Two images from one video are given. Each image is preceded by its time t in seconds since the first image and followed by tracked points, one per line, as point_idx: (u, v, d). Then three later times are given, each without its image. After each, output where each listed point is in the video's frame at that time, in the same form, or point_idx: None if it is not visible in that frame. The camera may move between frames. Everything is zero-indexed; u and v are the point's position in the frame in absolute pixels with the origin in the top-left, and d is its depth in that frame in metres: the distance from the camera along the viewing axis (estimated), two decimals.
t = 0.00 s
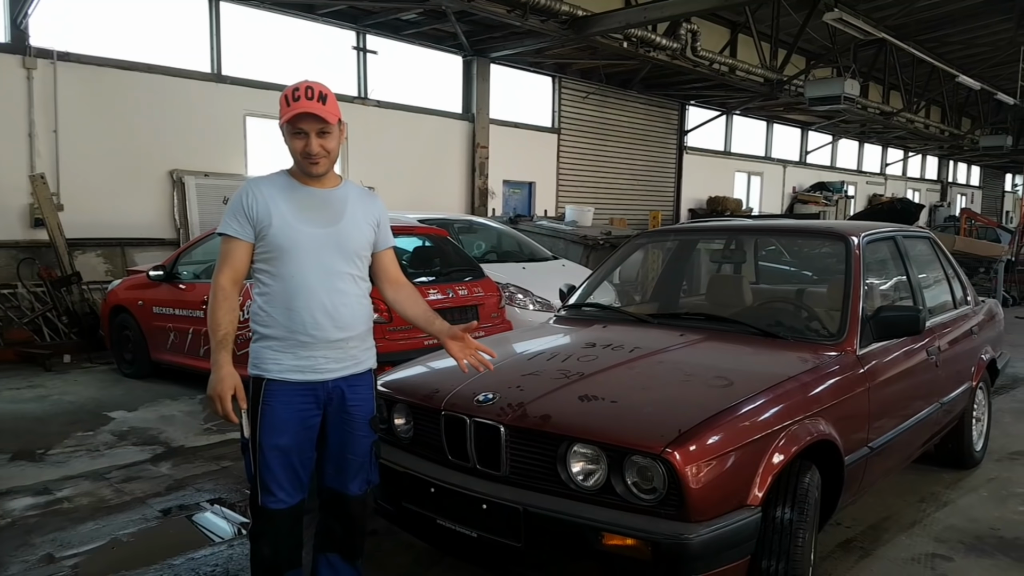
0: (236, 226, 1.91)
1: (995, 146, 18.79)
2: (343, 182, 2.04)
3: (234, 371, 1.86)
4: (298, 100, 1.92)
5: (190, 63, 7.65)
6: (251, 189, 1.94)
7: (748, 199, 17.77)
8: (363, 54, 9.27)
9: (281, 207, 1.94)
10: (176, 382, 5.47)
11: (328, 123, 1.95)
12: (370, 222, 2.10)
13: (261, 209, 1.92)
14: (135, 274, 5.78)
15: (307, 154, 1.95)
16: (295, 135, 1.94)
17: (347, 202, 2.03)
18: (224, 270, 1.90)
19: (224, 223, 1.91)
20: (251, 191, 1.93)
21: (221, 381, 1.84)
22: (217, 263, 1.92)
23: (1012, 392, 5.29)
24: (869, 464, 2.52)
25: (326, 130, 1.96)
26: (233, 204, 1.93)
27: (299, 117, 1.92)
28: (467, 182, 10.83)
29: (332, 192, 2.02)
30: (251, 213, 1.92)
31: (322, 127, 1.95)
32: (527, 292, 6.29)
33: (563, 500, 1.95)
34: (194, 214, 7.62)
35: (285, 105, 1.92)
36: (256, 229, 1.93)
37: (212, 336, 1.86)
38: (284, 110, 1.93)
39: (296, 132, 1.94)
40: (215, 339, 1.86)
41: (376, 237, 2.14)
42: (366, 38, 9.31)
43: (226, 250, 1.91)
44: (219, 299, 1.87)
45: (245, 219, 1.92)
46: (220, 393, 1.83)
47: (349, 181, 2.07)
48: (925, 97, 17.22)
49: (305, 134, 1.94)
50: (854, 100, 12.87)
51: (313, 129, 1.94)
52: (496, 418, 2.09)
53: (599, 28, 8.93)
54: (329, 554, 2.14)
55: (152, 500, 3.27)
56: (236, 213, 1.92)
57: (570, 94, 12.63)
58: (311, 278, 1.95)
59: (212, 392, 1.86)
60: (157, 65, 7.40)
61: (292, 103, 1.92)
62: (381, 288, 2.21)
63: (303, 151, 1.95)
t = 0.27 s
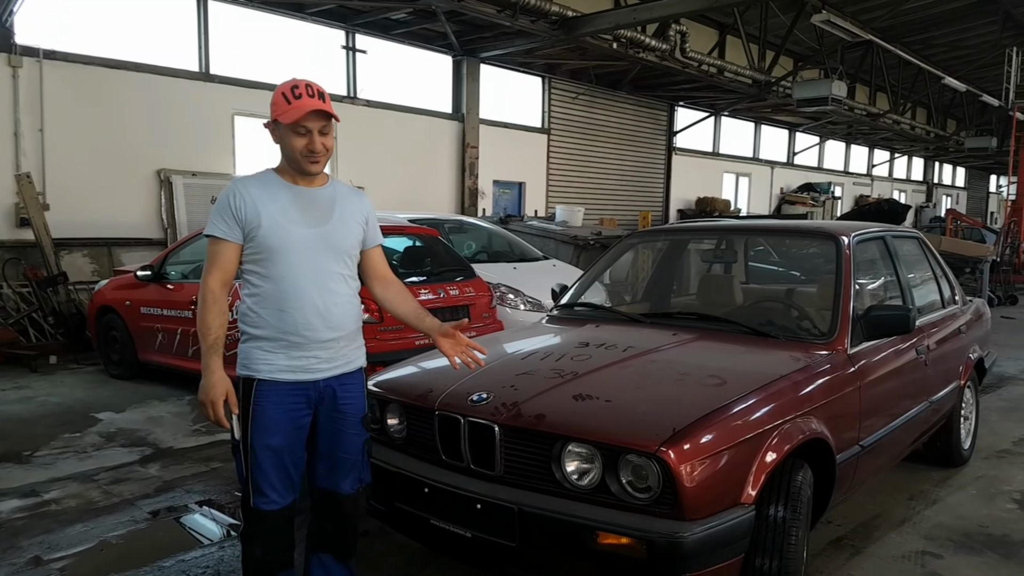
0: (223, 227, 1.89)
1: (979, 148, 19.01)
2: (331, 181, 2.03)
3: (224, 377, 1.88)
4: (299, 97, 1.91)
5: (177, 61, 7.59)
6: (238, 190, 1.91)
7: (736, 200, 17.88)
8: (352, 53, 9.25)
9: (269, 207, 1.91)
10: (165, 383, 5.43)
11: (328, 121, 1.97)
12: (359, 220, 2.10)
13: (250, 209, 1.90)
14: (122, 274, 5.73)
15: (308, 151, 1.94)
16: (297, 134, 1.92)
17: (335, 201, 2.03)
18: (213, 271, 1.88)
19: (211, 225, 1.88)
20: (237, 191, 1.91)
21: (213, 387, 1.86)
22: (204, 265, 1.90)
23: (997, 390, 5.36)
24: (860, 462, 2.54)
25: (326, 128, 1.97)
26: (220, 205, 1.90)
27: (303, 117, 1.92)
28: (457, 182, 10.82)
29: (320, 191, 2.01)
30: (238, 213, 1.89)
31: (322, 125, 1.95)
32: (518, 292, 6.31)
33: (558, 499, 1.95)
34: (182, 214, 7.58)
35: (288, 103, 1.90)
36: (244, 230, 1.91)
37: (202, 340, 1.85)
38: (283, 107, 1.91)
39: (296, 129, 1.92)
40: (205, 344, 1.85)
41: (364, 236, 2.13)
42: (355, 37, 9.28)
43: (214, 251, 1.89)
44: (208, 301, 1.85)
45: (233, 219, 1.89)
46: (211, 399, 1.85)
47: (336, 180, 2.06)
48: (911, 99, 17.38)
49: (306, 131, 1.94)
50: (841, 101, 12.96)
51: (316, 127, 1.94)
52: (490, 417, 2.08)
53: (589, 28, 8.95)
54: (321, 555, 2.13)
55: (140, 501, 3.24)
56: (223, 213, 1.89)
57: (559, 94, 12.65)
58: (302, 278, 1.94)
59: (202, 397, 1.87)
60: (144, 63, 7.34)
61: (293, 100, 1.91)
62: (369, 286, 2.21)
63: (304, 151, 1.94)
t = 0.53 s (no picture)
0: (204, 229, 1.83)
1: (961, 148, 19.26)
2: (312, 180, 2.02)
3: (215, 385, 1.85)
4: (320, 106, 1.92)
5: (161, 59, 7.52)
6: (217, 190, 1.86)
7: (722, 200, 17.99)
8: (339, 52, 9.21)
9: (252, 207, 1.88)
10: (150, 384, 5.37)
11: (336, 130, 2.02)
12: (337, 217, 2.10)
13: (232, 210, 1.86)
14: (106, 274, 5.67)
15: (323, 159, 1.97)
16: (316, 140, 1.92)
17: (315, 199, 2.02)
18: (193, 274, 1.82)
19: (191, 226, 1.82)
20: (218, 191, 1.86)
21: (207, 397, 1.84)
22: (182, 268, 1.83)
23: (980, 388, 5.44)
24: (849, 459, 2.57)
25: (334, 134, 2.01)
26: (198, 206, 1.84)
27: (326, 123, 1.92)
28: (445, 182, 10.80)
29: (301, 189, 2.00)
30: (220, 214, 1.84)
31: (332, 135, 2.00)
32: (507, 291, 6.32)
33: (554, 498, 1.95)
34: (166, 213, 7.51)
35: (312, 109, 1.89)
36: (226, 231, 1.86)
37: (191, 348, 1.81)
38: (306, 115, 1.88)
39: (317, 138, 1.93)
40: (193, 353, 1.82)
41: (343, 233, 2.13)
42: (341, 35, 9.23)
43: (194, 253, 1.83)
44: (194, 308, 1.80)
45: (215, 221, 1.84)
46: (205, 410, 1.84)
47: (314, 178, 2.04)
48: (894, 99, 17.56)
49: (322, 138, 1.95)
50: (825, 101, 13.07)
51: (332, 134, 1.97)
52: (483, 416, 2.08)
53: (575, 28, 8.96)
54: (313, 556, 2.14)
55: (126, 504, 3.21)
56: (202, 214, 1.83)
57: (546, 94, 12.66)
58: (289, 279, 1.93)
59: (196, 408, 1.85)
60: (128, 61, 7.26)
61: (316, 108, 1.90)
62: (350, 283, 2.24)
63: (320, 156, 1.96)
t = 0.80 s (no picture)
0: (158, 229, 1.80)
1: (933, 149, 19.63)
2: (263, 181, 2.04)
3: (189, 387, 1.82)
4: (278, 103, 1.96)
5: (135, 56, 7.39)
6: (171, 190, 1.84)
7: (700, 200, 18.15)
8: (316, 50, 9.13)
9: (209, 209, 1.88)
10: (125, 386, 5.28)
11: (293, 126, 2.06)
12: (285, 219, 2.13)
13: (188, 211, 1.84)
14: (79, 274, 5.55)
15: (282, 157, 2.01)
16: (274, 136, 1.96)
17: (266, 201, 2.05)
18: (143, 275, 1.78)
19: (145, 226, 1.79)
20: (171, 191, 1.83)
21: (184, 399, 1.81)
22: (132, 270, 1.78)
23: (953, 385, 5.57)
24: (831, 457, 2.61)
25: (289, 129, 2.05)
26: (150, 206, 1.81)
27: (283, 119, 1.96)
28: (424, 182, 10.76)
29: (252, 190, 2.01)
30: (176, 215, 1.82)
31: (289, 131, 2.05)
32: (490, 291, 6.34)
33: (540, 498, 1.95)
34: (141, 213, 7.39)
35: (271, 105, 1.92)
36: (181, 232, 1.84)
37: (156, 352, 1.77)
38: (265, 113, 1.91)
39: (274, 135, 1.96)
40: (159, 356, 1.78)
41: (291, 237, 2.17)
42: (319, 33, 9.15)
43: (145, 255, 1.78)
44: (151, 310, 1.76)
45: (169, 222, 1.81)
46: (182, 411, 1.81)
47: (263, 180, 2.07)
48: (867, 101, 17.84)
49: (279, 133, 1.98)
50: (801, 103, 13.25)
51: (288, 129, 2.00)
52: (471, 417, 2.07)
53: (555, 28, 8.98)
54: (285, 563, 2.17)
55: (103, 508, 3.15)
56: (156, 214, 1.80)
57: (526, 94, 12.66)
58: (244, 283, 1.94)
59: (171, 409, 1.82)
60: (102, 58, 7.13)
61: (274, 105, 1.94)
62: (304, 282, 2.33)
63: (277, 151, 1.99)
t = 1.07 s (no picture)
0: (88, 234, 1.78)
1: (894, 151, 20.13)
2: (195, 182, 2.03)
3: (114, 404, 1.80)
4: (182, 83, 1.91)
5: (98, 52, 7.19)
6: (103, 193, 1.81)
7: (669, 200, 18.35)
8: (284, 47, 8.99)
9: (141, 214, 1.86)
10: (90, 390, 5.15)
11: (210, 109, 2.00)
12: (220, 222, 2.13)
13: (120, 215, 1.82)
14: (40, 275, 5.39)
15: (194, 140, 1.95)
16: (180, 119, 1.91)
17: (199, 204, 2.05)
18: (69, 281, 1.75)
19: (73, 229, 1.76)
20: (102, 195, 1.81)
21: (103, 418, 1.78)
22: (58, 276, 1.75)
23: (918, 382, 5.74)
24: (806, 454, 2.66)
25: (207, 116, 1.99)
26: (78, 208, 1.78)
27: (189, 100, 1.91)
28: (394, 181, 10.68)
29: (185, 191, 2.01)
30: (107, 220, 1.80)
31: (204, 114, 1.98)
32: (464, 291, 6.35)
33: (523, 499, 1.95)
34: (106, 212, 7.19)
35: (173, 85, 1.88)
36: (112, 237, 1.83)
37: (82, 366, 1.75)
38: (166, 92, 1.87)
39: (179, 115, 1.91)
40: (85, 370, 1.76)
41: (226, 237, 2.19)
42: (287, 30, 9.02)
43: (72, 259, 1.76)
44: (78, 318, 1.74)
45: (100, 227, 1.79)
46: (105, 429, 1.79)
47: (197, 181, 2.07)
48: (830, 104, 18.22)
49: (189, 117, 1.93)
50: (767, 105, 13.48)
51: (199, 113, 1.95)
52: (454, 418, 2.05)
53: (525, 28, 8.98)
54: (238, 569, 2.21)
55: (71, 515, 3.06)
56: (86, 218, 1.78)
57: (496, 93, 12.66)
58: (177, 289, 1.95)
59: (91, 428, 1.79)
60: (63, 55, 6.93)
61: (176, 85, 1.89)
62: (241, 283, 2.29)
63: (188, 138, 1.94)
